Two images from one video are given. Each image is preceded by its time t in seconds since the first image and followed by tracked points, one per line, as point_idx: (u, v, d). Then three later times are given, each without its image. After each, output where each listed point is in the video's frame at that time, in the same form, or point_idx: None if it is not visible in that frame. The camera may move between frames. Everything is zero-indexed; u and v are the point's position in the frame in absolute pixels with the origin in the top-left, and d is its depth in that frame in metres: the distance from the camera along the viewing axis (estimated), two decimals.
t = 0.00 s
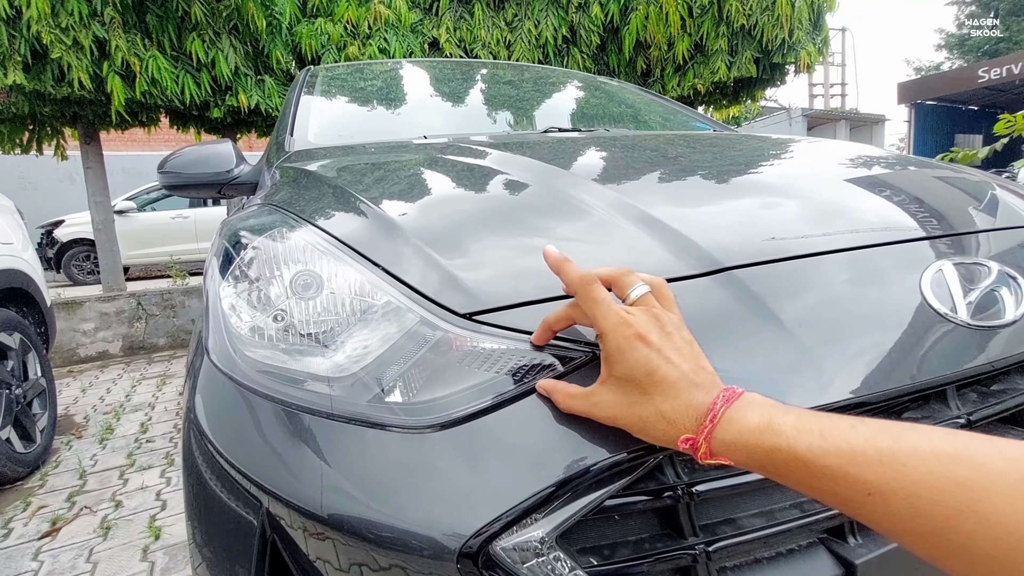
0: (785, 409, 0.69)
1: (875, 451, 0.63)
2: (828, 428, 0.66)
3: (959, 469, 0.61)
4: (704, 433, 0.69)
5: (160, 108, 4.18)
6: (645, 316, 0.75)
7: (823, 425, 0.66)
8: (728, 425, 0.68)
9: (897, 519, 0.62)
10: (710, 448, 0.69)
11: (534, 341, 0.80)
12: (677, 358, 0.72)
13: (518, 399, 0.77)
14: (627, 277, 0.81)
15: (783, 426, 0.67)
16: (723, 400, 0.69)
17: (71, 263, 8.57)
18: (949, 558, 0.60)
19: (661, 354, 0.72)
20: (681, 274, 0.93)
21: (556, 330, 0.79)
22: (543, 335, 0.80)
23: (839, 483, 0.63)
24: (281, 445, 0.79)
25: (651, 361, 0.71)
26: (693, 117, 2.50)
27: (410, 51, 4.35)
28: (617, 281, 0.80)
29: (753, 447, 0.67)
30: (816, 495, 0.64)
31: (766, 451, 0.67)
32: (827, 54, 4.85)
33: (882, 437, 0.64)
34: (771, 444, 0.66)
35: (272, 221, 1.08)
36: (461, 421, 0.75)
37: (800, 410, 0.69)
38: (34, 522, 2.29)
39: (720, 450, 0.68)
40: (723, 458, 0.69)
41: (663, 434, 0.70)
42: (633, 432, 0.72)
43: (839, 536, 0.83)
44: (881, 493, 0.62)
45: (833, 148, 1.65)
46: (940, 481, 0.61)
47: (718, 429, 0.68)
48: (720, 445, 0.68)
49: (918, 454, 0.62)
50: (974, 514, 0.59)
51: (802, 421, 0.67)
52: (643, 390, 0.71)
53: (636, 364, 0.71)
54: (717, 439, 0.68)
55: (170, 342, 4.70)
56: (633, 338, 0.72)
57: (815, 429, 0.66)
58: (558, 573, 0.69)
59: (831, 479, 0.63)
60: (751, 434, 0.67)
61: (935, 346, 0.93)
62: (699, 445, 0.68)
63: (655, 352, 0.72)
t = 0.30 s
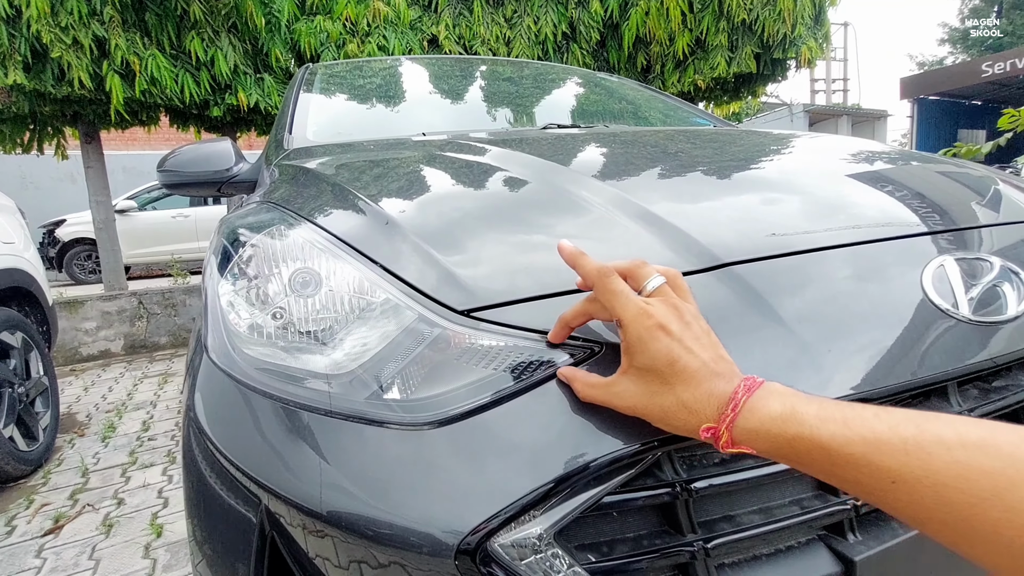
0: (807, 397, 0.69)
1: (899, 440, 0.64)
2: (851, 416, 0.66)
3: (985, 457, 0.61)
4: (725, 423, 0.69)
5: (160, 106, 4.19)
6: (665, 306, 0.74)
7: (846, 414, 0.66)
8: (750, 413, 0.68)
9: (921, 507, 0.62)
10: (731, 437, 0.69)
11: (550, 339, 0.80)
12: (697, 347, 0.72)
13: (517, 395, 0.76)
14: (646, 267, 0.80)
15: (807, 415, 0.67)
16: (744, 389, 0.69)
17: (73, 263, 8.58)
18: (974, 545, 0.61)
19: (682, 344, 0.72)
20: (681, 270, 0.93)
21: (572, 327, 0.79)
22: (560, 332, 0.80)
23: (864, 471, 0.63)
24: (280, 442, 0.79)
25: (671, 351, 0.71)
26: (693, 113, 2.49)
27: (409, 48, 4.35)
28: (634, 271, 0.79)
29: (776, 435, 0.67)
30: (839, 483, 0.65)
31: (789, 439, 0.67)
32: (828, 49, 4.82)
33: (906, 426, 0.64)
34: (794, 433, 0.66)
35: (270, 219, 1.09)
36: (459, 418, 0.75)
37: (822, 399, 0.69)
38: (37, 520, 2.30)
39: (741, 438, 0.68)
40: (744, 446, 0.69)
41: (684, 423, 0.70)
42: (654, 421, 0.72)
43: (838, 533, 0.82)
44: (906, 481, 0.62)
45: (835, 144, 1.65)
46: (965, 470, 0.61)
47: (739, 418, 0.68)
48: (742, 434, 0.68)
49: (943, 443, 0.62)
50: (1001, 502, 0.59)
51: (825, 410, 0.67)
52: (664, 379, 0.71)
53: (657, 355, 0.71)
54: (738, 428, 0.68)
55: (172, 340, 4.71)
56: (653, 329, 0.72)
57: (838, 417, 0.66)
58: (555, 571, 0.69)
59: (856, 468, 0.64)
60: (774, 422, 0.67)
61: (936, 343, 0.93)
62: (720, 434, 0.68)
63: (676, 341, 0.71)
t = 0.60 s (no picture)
0: (825, 393, 0.69)
1: (920, 435, 0.63)
2: (871, 411, 0.65)
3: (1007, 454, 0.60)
4: (745, 418, 0.68)
5: (159, 107, 4.19)
6: (687, 301, 0.71)
7: (866, 408, 0.66)
8: (770, 409, 0.67)
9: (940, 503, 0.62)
10: (749, 431, 0.68)
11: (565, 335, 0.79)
12: (718, 342, 0.70)
13: (514, 395, 0.76)
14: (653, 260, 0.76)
15: (826, 408, 0.66)
16: (764, 384, 0.69)
17: (73, 264, 8.59)
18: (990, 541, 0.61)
19: (705, 339, 0.69)
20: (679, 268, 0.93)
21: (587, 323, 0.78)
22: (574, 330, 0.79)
23: (885, 467, 0.63)
24: (277, 444, 0.79)
25: (696, 346, 0.69)
26: (692, 111, 2.49)
27: (408, 48, 4.35)
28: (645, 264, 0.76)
29: (795, 429, 0.66)
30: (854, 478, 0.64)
31: (809, 434, 0.66)
32: (827, 47, 4.82)
33: (926, 423, 0.64)
34: (814, 428, 0.66)
35: (267, 219, 1.09)
36: (456, 418, 0.75)
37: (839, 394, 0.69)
38: (37, 522, 2.30)
39: (760, 432, 0.68)
40: (761, 440, 0.68)
41: (701, 417, 0.70)
42: (670, 414, 0.71)
43: (837, 533, 0.82)
44: (925, 477, 0.62)
45: (834, 142, 1.64)
46: (987, 466, 0.61)
47: (760, 413, 0.67)
48: (761, 428, 0.67)
49: (966, 438, 0.62)
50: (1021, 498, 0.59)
51: (846, 404, 0.66)
52: (686, 374, 0.69)
53: (681, 349, 0.68)
54: (757, 422, 0.67)
55: (172, 341, 4.71)
56: (678, 326, 0.68)
57: (859, 412, 0.65)
58: (552, 572, 0.69)
59: (876, 462, 0.63)
60: (793, 416, 0.67)
61: (934, 341, 0.93)
62: (740, 429, 0.68)
63: (700, 337, 0.69)
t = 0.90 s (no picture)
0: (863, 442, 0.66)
1: (969, 494, 0.59)
2: (914, 465, 0.61)
3: None
4: (776, 454, 0.64)
5: (156, 104, 4.17)
6: (747, 324, 0.69)
7: (908, 462, 0.62)
8: (806, 450, 0.63)
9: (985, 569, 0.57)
10: (778, 471, 0.64)
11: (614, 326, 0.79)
12: (768, 375, 0.67)
13: (514, 391, 0.76)
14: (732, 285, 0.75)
15: (868, 457, 0.62)
16: (804, 426, 0.65)
17: (70, 261, 8.57)
18: None
19: (755, 364, 0.67)
20: (680, 263, 0.92)
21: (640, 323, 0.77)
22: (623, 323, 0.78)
23: (926, 523, 0.58)
24: (275, 440, 0.78)
25: (742, 369, 0.66)
26: (692, 108, 2.48)
27: (408, 44, 4.34)
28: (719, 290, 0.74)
29: (830, 476, 0.62)
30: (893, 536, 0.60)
31: (846, 481, 0.61)
32: (828, 45, 4.81)
33: (975, 484, 0.60)
34: (852, 475, 0.61)
35: (265, 215, 1.08)
36: (456, 414, 0.74)
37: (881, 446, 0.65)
38: (35, 520, 2.29)
39: (791, 473, 0.63)
40: (791, 482, 0.64)
41: (729, 444, 0.67)
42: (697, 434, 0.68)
43: (836, 528, 0.82)
44: (972, 539, 0.57)
45: (835, 138, 1.64)
46: None
47: (793, 452, 0.64)
48: (793, 469, 0.63)
49: (1017, 502, 0.58)
50: None
51: (888, 457, 0.62)
52: (723, 395, 0.67)
53: (725, 367, 0.67)
54: (789, 461, 0.64)
55: (170, 339, 4.70)
56: (730, 343, 0.67)
57: (903, 465, 0.61)
58: (552, 567, 0.69)
59: (916, 518, 0.59)
60: (831, 462, 0.63)
61: (935, 336, 0.93)
62: (768, 465, 0.64)
63: (749, 360, 0.67)
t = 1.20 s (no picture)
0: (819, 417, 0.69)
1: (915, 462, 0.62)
2: (861, 436, 0.65)
3: (1000, 485, 0.59)
4: (733, 429, 0.68)
5: (152, 97, 4.14)
6: (688, 308, 0.73)
7: (857, 434, 0.65)
8: (760, 423, 0.67)
9: (932, 534, 0.60)
10: (737, 446, 0.68)
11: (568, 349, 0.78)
12: (714, 353, 0.71)
13: (508, 389, 0.75)
14: (671, 275, 0.80)
15: (818, 430, 0.66)
16: (757, 400, 0.69)
17: (64, 256, 8.52)
18: None
19: (700, 344, 0.71)
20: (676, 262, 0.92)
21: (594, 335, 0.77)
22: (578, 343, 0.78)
23: (874, 491, 0.62)
24: (267, 437, 0.78)
25: (689, 349, 0.71)
26: (691, 106, 2.48)
27: (406, 39, 4.32)
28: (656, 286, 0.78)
29: (784, 449, 0.66)
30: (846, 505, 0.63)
31: (797, 454, 0.65)
32: (827, 45, 4.81)
33: (922, 450, 0.63)
34: (803, 448, 0.65)
35: (259, 209, 1.07)
36: (449, 413, 0.74)
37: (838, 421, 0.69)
38: (25, 517, 2.28)
39: (747, 448, 0.67)
40: (749, 457, 0.68)
41: (691, 425, 0.70)
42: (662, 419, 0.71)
43: (830, 528, 0.82)
44: (916, 504, 0.60)
45: (833, 138, 1.64)
46: (978, 495, 0.59)
47: (749, 426, 0.67)
48: (749, 444, 0.67)
49: (959, 468, 0.61)
50: (1016, 531, 0.57)
51: (839, 429, 0.66)
52: (677, 377, 0.71)
53: (672, 350, 0.71)
54: (745, 437, 0.67)
55: (164, 334, 4.69)
56: (672, 326, 0.71)
57: (850, 436, 0.65)
58: (545, 567, 0.69)
59: (865, 486, 0.62)
60: (784, 435, 0.66)
61: (930, 336, 0.93)
62: (726, 441, 0.68)
63: (694, 341, 0.71)
